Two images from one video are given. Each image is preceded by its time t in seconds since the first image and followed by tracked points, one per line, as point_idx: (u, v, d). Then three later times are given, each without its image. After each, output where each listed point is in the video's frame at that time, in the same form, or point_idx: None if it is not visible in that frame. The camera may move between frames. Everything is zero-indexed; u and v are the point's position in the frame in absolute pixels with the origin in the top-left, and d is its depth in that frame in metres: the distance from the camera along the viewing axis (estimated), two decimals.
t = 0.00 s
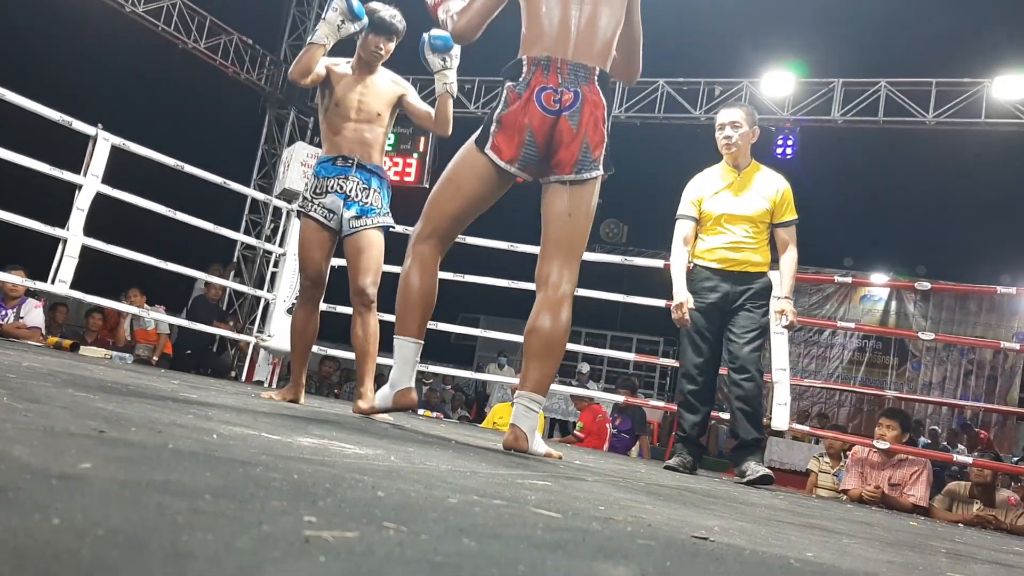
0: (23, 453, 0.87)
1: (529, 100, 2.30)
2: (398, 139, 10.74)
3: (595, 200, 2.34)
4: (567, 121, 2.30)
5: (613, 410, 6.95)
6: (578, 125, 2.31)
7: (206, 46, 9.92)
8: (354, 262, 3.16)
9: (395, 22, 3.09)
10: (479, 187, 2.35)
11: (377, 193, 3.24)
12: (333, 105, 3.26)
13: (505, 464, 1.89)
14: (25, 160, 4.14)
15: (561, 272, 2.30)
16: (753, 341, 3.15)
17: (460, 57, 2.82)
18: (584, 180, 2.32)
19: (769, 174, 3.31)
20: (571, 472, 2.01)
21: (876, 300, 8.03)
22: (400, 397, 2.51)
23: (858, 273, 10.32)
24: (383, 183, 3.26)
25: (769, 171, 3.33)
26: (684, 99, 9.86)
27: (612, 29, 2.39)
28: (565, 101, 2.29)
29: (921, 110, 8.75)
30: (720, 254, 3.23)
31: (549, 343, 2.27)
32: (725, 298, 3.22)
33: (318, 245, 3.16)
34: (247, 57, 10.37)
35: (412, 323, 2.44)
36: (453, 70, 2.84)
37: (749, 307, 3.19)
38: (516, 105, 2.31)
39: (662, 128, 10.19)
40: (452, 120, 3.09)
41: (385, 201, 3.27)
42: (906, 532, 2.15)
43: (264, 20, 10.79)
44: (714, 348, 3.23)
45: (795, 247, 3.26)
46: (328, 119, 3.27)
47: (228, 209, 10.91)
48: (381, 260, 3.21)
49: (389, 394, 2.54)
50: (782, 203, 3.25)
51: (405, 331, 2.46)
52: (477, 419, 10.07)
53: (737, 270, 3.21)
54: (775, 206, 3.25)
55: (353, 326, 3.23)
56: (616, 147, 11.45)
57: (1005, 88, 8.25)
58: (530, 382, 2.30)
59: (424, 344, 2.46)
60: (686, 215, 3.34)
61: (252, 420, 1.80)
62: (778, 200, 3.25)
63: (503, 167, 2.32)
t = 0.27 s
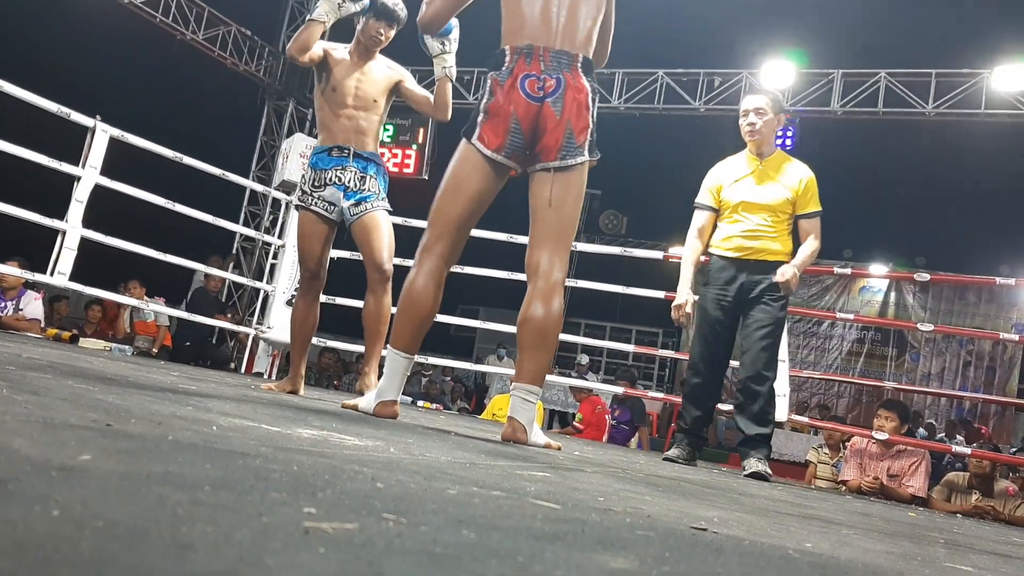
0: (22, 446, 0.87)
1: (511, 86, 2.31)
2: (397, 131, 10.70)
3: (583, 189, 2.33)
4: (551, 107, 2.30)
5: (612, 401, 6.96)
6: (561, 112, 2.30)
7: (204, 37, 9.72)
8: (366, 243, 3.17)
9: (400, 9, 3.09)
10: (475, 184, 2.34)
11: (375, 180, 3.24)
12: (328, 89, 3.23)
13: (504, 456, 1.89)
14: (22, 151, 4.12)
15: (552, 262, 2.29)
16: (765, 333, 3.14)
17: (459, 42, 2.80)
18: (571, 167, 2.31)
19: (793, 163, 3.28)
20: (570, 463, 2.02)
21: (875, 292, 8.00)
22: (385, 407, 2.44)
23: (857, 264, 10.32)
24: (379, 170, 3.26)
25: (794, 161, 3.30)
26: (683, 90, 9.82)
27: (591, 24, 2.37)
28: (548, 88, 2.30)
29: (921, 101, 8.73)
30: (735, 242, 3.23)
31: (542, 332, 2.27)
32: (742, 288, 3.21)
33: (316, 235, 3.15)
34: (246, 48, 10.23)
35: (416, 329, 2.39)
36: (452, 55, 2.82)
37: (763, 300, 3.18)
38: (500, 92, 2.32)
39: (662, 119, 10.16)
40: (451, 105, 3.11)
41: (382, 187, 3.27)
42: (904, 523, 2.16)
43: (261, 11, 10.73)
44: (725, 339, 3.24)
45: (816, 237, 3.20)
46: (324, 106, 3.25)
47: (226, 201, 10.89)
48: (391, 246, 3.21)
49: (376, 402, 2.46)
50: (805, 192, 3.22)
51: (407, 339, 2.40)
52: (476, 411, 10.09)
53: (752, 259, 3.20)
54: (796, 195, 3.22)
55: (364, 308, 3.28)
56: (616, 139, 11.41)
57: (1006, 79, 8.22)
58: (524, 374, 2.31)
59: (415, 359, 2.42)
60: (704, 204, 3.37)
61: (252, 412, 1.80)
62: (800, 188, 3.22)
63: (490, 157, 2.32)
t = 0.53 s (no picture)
0: (22, 439, 0.87)
1: (467, 89, 2.31)
2: (395, 124, 10.69)
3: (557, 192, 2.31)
4: (506, 108, 2.28)
5: (611, 395, 6.97)
6: (516, 113, 2.28)
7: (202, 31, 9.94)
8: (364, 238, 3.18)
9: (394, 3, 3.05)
10: (439, 187, 2.35)
11: (375, 175, 3.27)
12: (327, 86, 3.24)
13: (502, 449, 1.89)
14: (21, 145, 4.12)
15: (541, 268, 2.32)
16: (776, 327, 3.13)
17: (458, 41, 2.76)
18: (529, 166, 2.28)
19: (815, 151, 3.23)
20: (568, 457, 2.02)
21: (875, 285, 7.99)
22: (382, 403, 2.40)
23: (856, 257, 10.32)
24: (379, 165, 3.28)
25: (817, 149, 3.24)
26: (682, 84, 9.82)
27: (557, 18, 2.36)
28: (503, 89, 2.28)
29: (920, 95, 8.73)
30: (752, 232, 3.23)
31: (537, 330, 2.30)
32: (754, 277, 3.19)
33: (314, 229, 3.15)
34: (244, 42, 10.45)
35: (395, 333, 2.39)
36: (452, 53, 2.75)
37: (778, 292, 3.15)
38: (457, 95, 2.32)
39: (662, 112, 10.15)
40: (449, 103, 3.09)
41: (381, 181, 3.30)
42: (902, 516, 2.16)
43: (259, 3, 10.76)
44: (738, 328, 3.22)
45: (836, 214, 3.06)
46: (323, 100, 3.26)
47: (224, 194, 10.86)
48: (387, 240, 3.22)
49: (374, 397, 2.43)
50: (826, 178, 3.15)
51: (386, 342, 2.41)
52: (476, 405, 10.10)
53: (766, 248, 3.19)
54: (815, 182, 3.17)
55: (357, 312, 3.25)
56: (615, 132, 11.40)
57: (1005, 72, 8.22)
58: (522, 361, 2.32)
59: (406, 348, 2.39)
60: (727, 196, 3.42)
61: (251, 406, 1.80)
62: (820, 176, 3.17)
63: (449, 159, 2.32)
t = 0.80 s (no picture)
0: (21, 434, 0.87)
1: (468, 67, 2.33)
2: (394, 119, 10.69)
3: (553, 166, 2.30)
4: (507, 86, 2.29)
5: (610, 390, 6.98)
6: (517, 90, 2.28)
7: (201, 26, 9.89)
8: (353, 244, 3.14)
9: None
10: (447, 170, 2.35)
11: (376, 172, 3.23)
12: (327, 81, 3.23)
13: (501, 444, 1.89)
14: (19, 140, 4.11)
15: (531, 245, 2.29)
16: (781, 320, 3.13)
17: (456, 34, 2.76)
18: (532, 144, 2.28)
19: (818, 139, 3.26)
20: (568, 452, 2.02)
21: (874, 279, 7.98)
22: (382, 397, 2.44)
23: (855, 252, 10.32)
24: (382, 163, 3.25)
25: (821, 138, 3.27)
26: (682, 79, 9.82)
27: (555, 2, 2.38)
28: (503, 67, 2.29)
29: (920, 89, 8.73)
30: (753, 224, 3.23)
31: (525, 310, 2.28)
32: (758, 271, 3.19)
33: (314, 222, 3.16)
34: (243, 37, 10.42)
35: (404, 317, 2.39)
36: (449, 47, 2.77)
37: (782, 284, 3.15)
38: (458, 74, 2.34)
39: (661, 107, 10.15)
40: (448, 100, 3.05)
41: (383, 178, 3.26)
42: (901, 510, 2.16)
43: None
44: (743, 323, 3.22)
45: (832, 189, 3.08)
46: (324, 96, 3.25)
47: (223, 190, 10.85)
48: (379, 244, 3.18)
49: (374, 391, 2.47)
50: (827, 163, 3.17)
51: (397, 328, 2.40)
52: (476, 400, 10.12)
53: (767, 240, 3.19)
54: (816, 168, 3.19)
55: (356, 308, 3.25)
56: (614, 127, 11.40)
57: (1005, 66, 8.20)
58: (509, 348, 2.30)
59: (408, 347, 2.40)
60: (731, 191, 3.43)
61: (250, 401, 1.80)
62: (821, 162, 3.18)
63: (454, 139, 2.34)
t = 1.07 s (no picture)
0: (21, 430, 0.87)
1: (503, 80, 2.29)
2: (394, 114, 10.67)
3: (572, 178, 2.33)
4: (541, 100, 2.29)
5: (610, 385, 6.99)
6: (551, 104, 2.29)
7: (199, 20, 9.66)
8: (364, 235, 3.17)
9: None
10: (459, 168, 2.35)
11: (378, 163, 3.22)
12: (331, 72, 3.24)
13: (501, 440, 1.89)
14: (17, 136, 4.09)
15: (539, 252, 2.29)
16: (777, 314, 3.14)
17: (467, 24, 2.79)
18: (562, 159, 2.30)
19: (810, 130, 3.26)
20: (568, 447, 2.02)
21: (874, 274, 7.96)
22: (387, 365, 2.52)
23: (855, 247, 10.31)
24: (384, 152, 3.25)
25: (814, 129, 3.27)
26: (682, 74, 9.80)
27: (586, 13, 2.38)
28: (538, 80, 2.28)
29: (920, 85, 8.72)
30: (749, 217, 3.23)
31: (525, 318, 2.27)
32: (755, 265, 3.18)
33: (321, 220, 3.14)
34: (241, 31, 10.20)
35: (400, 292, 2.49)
36: (460, 38, 2.82)
37: (778, 278, 3.14)
38: (491, 85, 2.30)
39: (661, 102, 10.13)
40: (458, 91, 3.02)
41: (386, 170, 3.26)
42: (901, 505, 2.16)
43: None
44: (739, 316, 3.22)
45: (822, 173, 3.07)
46: (328, 86, 3.26)
47: (222, 186, 10.84)
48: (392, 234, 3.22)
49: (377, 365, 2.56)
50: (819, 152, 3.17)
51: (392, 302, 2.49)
52: (475, 395, 10.13)
53: (764, 231, 3.18)
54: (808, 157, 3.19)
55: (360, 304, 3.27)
56: (614, 123, 11.37)
57: (1005, 60, 8.18)
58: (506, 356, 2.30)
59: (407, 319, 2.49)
60: (725, 185, 3.43)
61: (249, 396, 1.80)
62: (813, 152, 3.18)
63: (476, 145, 2.31)
